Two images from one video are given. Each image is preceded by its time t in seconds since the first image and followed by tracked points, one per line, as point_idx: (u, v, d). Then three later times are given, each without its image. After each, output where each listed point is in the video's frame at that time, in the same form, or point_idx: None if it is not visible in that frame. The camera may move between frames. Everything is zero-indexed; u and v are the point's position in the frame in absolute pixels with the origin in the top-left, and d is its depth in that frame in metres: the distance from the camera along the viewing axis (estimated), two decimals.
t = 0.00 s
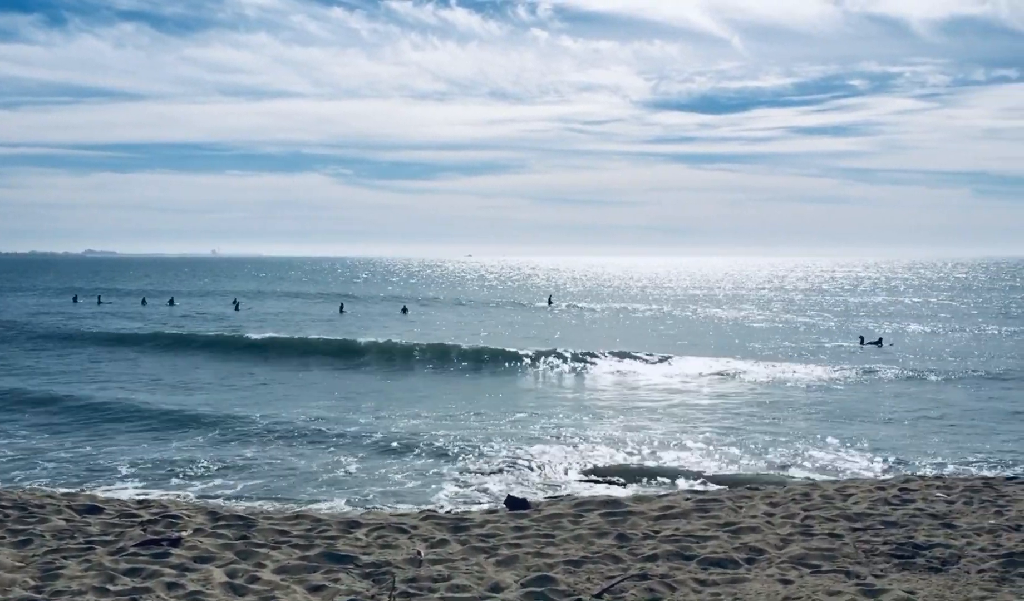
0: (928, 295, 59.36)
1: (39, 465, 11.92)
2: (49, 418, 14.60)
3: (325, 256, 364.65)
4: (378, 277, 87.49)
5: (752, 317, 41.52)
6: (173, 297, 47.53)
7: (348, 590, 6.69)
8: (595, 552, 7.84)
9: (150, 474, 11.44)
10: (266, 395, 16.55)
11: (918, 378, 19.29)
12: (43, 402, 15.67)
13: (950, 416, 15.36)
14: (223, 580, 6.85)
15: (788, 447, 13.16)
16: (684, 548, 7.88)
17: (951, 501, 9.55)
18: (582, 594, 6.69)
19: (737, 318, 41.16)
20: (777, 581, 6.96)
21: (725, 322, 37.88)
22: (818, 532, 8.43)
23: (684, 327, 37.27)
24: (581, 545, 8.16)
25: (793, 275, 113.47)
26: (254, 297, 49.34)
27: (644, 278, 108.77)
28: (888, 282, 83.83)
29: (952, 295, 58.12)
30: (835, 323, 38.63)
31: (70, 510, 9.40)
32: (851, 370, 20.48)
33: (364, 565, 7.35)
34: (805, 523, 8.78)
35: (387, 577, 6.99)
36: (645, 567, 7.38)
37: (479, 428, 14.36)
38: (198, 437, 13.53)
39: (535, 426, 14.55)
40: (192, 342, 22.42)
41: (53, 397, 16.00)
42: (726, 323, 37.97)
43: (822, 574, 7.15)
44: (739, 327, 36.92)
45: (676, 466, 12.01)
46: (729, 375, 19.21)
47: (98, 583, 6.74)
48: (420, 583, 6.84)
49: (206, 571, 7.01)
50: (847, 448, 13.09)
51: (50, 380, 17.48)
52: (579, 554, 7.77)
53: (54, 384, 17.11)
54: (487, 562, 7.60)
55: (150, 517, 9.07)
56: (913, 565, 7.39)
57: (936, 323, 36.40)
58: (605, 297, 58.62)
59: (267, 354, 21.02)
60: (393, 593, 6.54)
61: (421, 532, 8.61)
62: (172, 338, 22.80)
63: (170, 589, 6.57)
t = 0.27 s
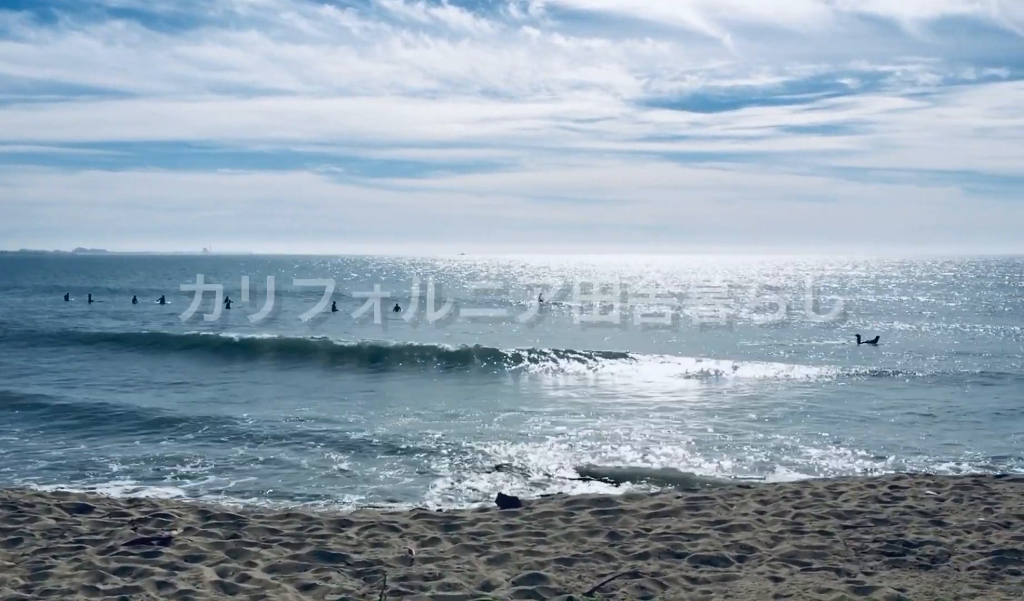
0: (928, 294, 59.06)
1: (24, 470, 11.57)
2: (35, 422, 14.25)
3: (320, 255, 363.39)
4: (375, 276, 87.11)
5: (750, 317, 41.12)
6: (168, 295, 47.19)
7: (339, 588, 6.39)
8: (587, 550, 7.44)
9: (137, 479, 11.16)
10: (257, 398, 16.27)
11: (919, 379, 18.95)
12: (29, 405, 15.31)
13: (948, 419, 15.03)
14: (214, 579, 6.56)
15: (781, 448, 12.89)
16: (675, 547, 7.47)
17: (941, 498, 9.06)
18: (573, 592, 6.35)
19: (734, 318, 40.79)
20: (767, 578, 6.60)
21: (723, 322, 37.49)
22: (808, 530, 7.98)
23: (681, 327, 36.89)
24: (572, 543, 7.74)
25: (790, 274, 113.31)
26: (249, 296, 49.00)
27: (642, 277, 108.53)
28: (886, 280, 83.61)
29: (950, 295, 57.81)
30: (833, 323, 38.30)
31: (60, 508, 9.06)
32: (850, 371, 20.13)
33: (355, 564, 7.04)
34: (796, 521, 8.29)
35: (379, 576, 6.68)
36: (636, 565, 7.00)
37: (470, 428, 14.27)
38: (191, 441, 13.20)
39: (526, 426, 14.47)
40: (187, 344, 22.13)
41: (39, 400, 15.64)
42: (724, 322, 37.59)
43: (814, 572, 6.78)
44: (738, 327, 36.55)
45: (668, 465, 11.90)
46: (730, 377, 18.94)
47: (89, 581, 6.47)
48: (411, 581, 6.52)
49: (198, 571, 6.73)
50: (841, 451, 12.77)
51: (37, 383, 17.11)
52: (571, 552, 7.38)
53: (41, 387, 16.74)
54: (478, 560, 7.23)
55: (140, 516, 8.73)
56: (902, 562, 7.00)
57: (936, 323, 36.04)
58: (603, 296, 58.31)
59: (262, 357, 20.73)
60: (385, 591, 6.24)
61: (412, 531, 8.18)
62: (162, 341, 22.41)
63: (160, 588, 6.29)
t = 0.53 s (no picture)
0: (930, 293, 58.72)
1: (16, 473, 11.24)
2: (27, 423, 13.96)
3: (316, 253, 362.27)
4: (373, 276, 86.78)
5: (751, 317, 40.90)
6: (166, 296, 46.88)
7: (331, 587, 6.19)
8: (579, 548, 7.17)
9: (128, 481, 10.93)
10: (252, 400, 15.96)
11: (922, 380, 18.73)
12: (22, 407, 15.00)
13: (945, 419, 14.86)
14: (206, 578, 6.36)
15: (771, 449, 12.82)
16: (666, 545, 7.19)
17: (932, 497, 8.85)
18: (565, 590, 6.14)
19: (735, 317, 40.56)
20: (758, 576, 6.38)
21: (724, 321, 37.25)
22: (799, 527, 7.69)
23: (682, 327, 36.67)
24: (564, 541, 7.44)
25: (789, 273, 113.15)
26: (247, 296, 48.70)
27: (641, 276, 108.33)
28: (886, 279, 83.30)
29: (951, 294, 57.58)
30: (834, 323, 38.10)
31: (51, 507, 8.72)
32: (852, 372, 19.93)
33: (348, 562, 6.81)
34: (788, 519, 7.99)
35: (371, 574, 6.47)
36: (629, 563, 6.76)
37: (462, 427, 14.20)
38: (186, 444, 12.92)
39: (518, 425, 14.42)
40: (182, 345, 21.86)
41: (32, 402, 15.36)
42: (724, 322, 37.37)
43: (806, 569, 6.55)
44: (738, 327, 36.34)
45: (660, 465, 11.83)
46: (732, 378, 18.67)
47: (80, 581, 6.26)
48: (404, 580, 6.35)
49: (188, 570, 6.52)
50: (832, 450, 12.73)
51: (29, 385, 16.77)
52: (563, 550, 7.12)
53: (34, 389, 16.45)
54: (471, 558, 6.97)
55: (132, 515, 8.39)
56: (894, 560, 6.76)
57: (937, 322, 35.82)
58: (603, 295, 58.00)
59: (257, 359, 20.46)
60: (378, 590, 6.09)
61: (404, 529, 7.88)
62: (159, 342, 22.11)
63: (151, 588, 6.09)
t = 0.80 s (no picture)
0: (928, 292, 58.79)
1: (8, 474, 11.13)
2: (22, 424, 13.88)
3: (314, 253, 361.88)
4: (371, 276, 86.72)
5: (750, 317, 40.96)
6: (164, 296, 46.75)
7: (326, 587, 6.16)
8: (574, 548, 7.14)
9: (122, 481, 10.89)
10: (248, 402, 15.86)
11: (919, 380, 18.75)
12: (16, 407, 14.91)
13: (942, 419, 14.87)
14: (200, 578, 6.32)
15: (764, 447, 12.86)
16: (662, 544, 7.17)
17: (927, 495, 8.86)
18: (559, 590, 6.13)
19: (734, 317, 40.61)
20: (752, 575, 6.37)
21: (723, 321, 37.31)
22: (794, 527, 7.66)
23: (681, 327, 36.74)
24: (559, 540, 7.41)
25: (787, 273, 113.24)
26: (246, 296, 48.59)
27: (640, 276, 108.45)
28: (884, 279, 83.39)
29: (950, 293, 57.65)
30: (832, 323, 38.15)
31: (44, 507, 8.61)
32: (851, 372, 19.96)
33: (343, 562, 6.78)
34: (783, 518, 7.96)
35: (366, 574, 6.44)
36: (624, 562, 6.73)
37: (456, 426, 14.25)
38: (181, 444, 12.84)
39: (512, 424, 14.47)
40: (180, 346, 21.80)
41: (27, 403, 15.29)
42: (724, 322, 37.44)
43: (800, 568, 6.54)
44: (737, 327, 36.42)
45: (653, 463, 11.89)
46: (730, 379, 18.66)
47: (73, 581, 6.22)
48: (399, 580, 6.33)
49: (182, 569, 6.48)
50: (825, 448, 12.79)
51: (25, 385, 16.70)
52: (558, 550, 7.09)
53: (30, 390, 16.38)
54: (465, 557, 6.94)
55: (126, 515, 8.32)
56: (888, 559, 6.75)
57: (936, 322, 35.89)
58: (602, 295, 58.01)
59: (254, 360, 20.40)
60: (372, 590, 6.06)
61: (399, 528, 7.84)
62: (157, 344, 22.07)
63: (144, 588, 6.05)
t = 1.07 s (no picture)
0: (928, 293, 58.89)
1: (5, 475, 11.09)
2: (19, 425, 13.82)
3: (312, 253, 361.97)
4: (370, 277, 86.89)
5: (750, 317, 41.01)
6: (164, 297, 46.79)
7: (322, 588, 6.13)
8: (571, 548, 7.11)
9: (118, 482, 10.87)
10: (246, 404, 15.82)
11: (919, 381, 18.76)
12: (14, 408, 14.88)
13: (940, 419, 14.88)
14: (196, 579, 6.28)
15: (761, 447, 12.91)
16: (658, 545, 7.15)
17: (924, 495, 8.87)
18: (556, 590, 6.10)
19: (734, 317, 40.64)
20: (749, 576, 6.35)
21: (723, 321, 37.34)
22: (791, 527, 7.65)
23: (681, 328, 36.78)
24: (556, 541, 7.39)
25: (787, 273, 113.48)
26: (246, 297, 48.68)
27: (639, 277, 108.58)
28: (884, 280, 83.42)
29: (949, 293, 57.78)
30: (832, 323, 38.18)
31: (41, 508, 8.56)
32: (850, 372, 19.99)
33: (339, 563, 6.75)
34: (779, 518, 7.96)
35: (362, 575, 6.42)
36: (621, 563, 6.70)
37: (452, 426, 14.30)
38: (180, 445, 12.81)
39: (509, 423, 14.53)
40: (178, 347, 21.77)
41: (24, 404, 15.25)
42: (724, 321, 37.49)
43: (797, 569, 6.53)
44: (737, 328, 36.46)
45: (649, 462, 11.94)
46: (726, 379, 18.66)
47: (69, 582, 6.18)
48: (395, 581, 6.31)
49: (179, 570, 6.46)
50: (822, 448, 12.84)
51: (24, 387, 16.69)
52: (555, 550, 7.06)
53: (28, 391, 16.35)
54: (462, 558, 6.92)
55: (122, 515, 8.28)
56: (885, 559, 6.74)
57: (936, 323, 35.91)
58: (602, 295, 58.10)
59: (252, 361, 20.38)
60: (368, 591, 6.04)
61: (396, 529, 7.80)
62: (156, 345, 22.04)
63: (141, 589, 6.01)
